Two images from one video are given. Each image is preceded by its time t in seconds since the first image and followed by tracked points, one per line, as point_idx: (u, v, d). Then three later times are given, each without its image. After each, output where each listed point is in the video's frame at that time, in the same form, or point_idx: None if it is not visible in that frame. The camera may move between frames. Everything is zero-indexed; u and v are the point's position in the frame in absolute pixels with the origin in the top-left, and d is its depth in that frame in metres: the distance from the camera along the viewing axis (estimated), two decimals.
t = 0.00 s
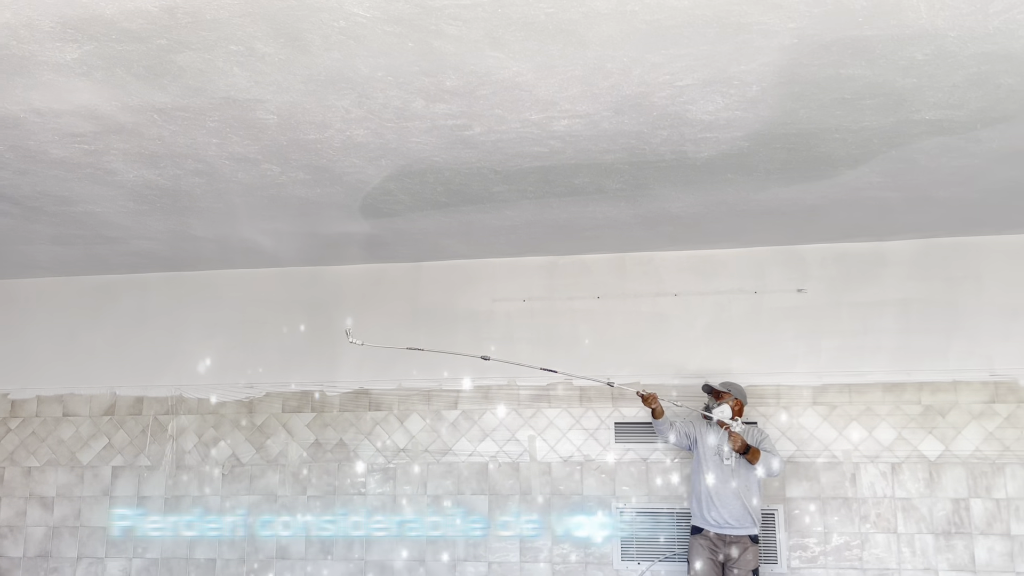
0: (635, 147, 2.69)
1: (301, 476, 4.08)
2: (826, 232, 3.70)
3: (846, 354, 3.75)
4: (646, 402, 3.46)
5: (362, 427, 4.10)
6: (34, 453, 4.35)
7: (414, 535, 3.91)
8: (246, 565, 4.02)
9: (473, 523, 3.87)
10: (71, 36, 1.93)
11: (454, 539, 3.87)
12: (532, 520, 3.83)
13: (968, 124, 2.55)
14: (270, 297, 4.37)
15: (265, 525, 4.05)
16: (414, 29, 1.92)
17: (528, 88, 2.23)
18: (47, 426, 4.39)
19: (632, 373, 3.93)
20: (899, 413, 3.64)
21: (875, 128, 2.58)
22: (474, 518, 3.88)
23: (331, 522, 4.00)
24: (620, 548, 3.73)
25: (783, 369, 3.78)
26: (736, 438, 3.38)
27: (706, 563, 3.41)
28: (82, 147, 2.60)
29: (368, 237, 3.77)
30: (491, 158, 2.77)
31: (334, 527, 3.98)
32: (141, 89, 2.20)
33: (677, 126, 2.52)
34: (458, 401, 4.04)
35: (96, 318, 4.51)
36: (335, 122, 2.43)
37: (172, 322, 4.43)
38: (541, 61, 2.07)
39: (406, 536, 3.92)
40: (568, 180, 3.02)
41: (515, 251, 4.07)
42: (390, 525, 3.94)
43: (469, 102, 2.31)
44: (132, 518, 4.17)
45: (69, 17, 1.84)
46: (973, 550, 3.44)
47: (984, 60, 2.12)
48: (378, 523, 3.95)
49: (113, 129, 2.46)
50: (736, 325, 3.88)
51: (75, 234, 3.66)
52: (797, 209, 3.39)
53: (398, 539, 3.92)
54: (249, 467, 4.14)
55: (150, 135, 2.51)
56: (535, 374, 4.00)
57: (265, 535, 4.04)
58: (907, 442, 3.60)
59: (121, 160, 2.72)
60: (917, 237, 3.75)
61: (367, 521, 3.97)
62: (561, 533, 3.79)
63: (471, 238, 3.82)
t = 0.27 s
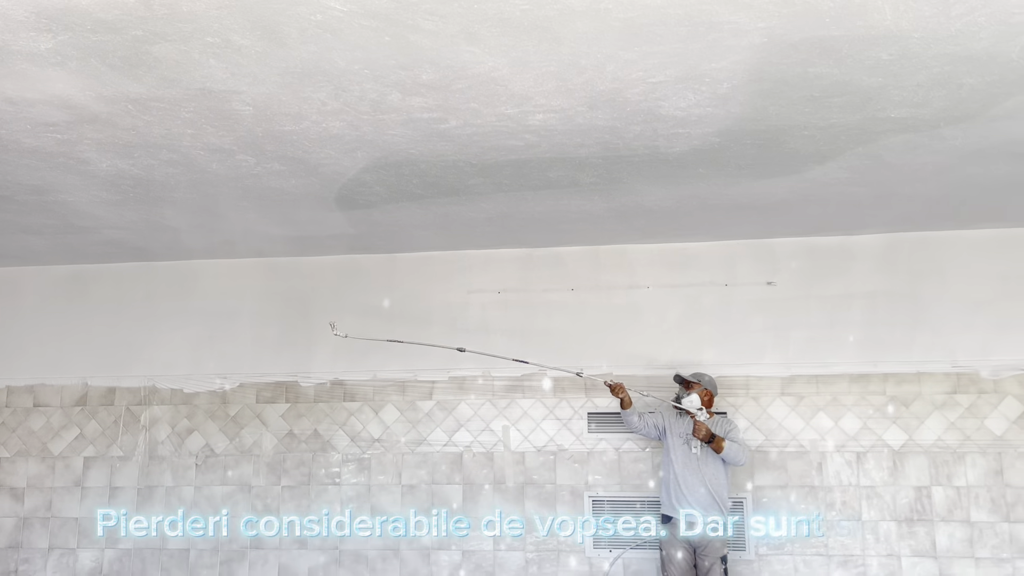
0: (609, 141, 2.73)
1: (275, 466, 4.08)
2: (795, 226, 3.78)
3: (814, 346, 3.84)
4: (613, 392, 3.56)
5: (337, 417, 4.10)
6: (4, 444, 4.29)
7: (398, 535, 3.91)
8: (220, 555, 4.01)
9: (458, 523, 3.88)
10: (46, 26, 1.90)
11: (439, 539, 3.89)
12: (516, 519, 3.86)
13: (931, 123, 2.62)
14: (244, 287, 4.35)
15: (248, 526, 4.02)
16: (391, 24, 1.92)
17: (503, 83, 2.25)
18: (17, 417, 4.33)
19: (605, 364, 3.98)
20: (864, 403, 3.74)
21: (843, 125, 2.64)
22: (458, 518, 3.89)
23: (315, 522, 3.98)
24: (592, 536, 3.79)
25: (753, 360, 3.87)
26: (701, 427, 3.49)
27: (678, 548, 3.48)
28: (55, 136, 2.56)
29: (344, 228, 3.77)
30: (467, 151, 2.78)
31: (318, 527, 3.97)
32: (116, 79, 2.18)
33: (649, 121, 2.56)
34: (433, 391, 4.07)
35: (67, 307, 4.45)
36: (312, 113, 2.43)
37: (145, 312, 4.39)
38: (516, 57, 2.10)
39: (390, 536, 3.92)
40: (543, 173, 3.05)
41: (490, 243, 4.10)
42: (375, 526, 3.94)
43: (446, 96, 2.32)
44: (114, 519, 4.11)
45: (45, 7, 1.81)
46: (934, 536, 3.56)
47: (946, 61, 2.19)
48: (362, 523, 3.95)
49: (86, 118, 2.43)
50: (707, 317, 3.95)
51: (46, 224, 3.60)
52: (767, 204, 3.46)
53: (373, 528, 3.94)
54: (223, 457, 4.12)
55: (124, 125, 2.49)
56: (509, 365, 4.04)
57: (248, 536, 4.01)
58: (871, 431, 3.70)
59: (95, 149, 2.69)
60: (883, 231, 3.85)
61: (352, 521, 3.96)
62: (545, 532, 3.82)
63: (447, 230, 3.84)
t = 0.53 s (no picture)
0: (584, 133, 2.77)
1: (252, 454, 4.09)
2: (766, 217, 3.87)
3: (784, 334, 3.94)
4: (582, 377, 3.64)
5: (314, 405, 4.12)
6: None
7: (383, 534, 3.94)
8: (198, 541, 4.02)
9: (442, 523, 3.92)
10: (24, 15, 1.90)
11: (424, 539, 3.92)
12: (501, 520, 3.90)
13: (897, 117, 2.70)
14: (221, 275, 4.34)
15: (233, 526, 4.02)
16: (370, 17, 1.94)
17: (480, 76, 2.28)
18: None
19: (580, 352, 4.04)
20: (832, 389, 3.85)
21: (811, 119, 2.71)
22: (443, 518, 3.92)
23: (300, 522, 3.99)
24: (567, 521, 3.86)
25: (724, 348, 3.96)
26: (663, 413, 3.55)
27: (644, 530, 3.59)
28: (32, 125, 2.54)
29: (322, 217, 3.77)
30: (444, 142, 2.81)
31: (302, 527, 3.98)
32: (94, 69, 2.17)
33: (623, 114, 2.61)
34: (410, 379, 4.10)
35: (41, 294, 4.40)
36: (290, 104, 2.44)
37: (121, 299, 4.36)
38: (493, 50, 2.13)
39: (374, 536, 3.94)
40: (520, 164, 3.08)
41: (467, 232, 4.13)
42: (359, 526, 3.96)
43: (423, 87, 2.35)
44: (99, 519, 4.08)
45: None
46: (898, 519, 3.68)
47: (909, 58, 2.26)
48: (346, 523, 3.96)
49: (64, 107, 2.42)
50: (681, 306, 4.03)
51: (20, 211, 3.57)
52: (739, 195, 3.53)
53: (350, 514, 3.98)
54: (200, 444, 4.12)
55: (102, 114, 2.48)
56: (486, 353, 4.08)
57: (233, 536, 4.01)
58: (839, 417, 3.81)
59: (72, 138, 2.67)
60: (851, 222, 3.95)
61: (336, 521, 3.98)
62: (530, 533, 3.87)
63: (424, 219, 3.86)
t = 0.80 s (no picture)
0: (562, 125, 2.81)
1: (233, 441, 4.11)
2: (740, 208, 3.95)
3: (757, 322, 4.03)
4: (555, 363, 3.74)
5: (294, 392, 4.15)
6: None
7: (367, 534, 3.97)
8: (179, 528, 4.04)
9: (427, 523, 3.96)
10: (6, 7, 1.90)
11: (408, 538, 3.95)
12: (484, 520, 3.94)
13: (865, 112, 2.78)
14: (200, 263, 4.33)
15: (217, 526, 4.02)
16: (351, 12, 1.97)
17: (460, 69, 2.31)
18: None
19: (558, 340, 4.11)
20: (803, 376, 3.95)
21: (783, 113, 2.78)
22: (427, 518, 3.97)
23: (284, 522, 4.00)
24: (545, 505, 3.93)
25: (698, 336, 4.04)
26: (634, 399, 3.64)
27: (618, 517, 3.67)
28: (11, 114, 2.54)
29: (301, 206, 3.79)
30: (424, 133, 2.83)
31: (286, 527, 3.99)
32: (75, 60, 2.17)
33: (601, 107, 2.66)
34: (390, 366, 4.14)
35: (19, 282, 4.37)
36: (271, 95, 2.45)
37: (99, 287, 4.34)
38: (473, 44, 2.16)
39: (357, 536, 3.98)
40: (499, 155, 3.12)
41: (447, 221, 4.17)
42: (343, 526, 3.99)
43: (404, 80, 2.37)
44: (83, 519, 4.07)
45: None
46: (867, 501, 3.79)
47: (876, 55, 2.33)
48: (330, 523, 3.98)
49: (44, 97, 2.42)
50: (657, 295, 4.11)
51: None
52: (714, 186, 3.61)
53: (331, 500, 4.02)
54: (180, 432, 4.13)
55: (82, 104, 2.48)
56: (465, 341, 4.13)
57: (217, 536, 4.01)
58: (809, 402, 3.92)
59: (52, 128, 2.67)
60: (822, 213, 4.04)
61: (320, 521, 4.00)
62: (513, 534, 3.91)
63: (404, 208, 3.89)
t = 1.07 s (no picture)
0: (545, 116, 2.84)
1: (215, 429, 4.11)
2: (719, 197, 4.01)
3: (735, 310, 4.11)
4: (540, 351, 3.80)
5: (277, 381, 4.16)
6: None
7: (366, 535, 3.98)
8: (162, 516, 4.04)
9: (426, 523, 3.98)
10: None
11: (407, 538, 3.97)
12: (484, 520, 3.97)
13: (842, 104, 2.84)
14: (182, 251, 4.31)
15: (216, 526, 4.01)
16: (337, 3, 1.99)
17: (445, 61, 2.33)
18: None
19: (540, 328, 4.15)
20: (780, 362, 4.04)
21: (761, 105, 2.83)
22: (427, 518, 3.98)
23: (283, 522, 4.00)
24: (527, 491, 3.99)
25: (678, 324, 4.11)
26: (618, 387, 3.67)
27: (604, 504, 3.74)
28: None
29: (283, 194, 3.78)
30: (408, 123, 2.85)
31: (285, 527, 3.99)
32: (59, 49, 2.18)
33: (583, 98, 2.69)
34: (373, 354, 4.17)
35: None
36: (256, 86, 2.46)
37: (78, 275, 4.31)
38: (457, 37, 2.18)
39: (356, 536, 3.99)
40: (482, 145, 3.14)
41: (429, 210, 4.18)
42: (343, 526, 4.00)
43: (389, 71, 2.38)
44: (82, 519, 4.04)
45: None
46: (841, 485, 3.89)
47: (852, 49, 2.38)
48: (330, 523, 3.99)
49: (26, 86, 2.41)
50: (637, 283, 4.16)
51: None
52: (694, 176, 3.66)
53: (314, 488, 4.04)
54: (162, 421, 4.13)
55: (64, 93, 2.47)
56: (448, 329, 4.17)
57: (216, 536, 4.00)
58: (786, 388, 4.01)
59: (33, 116, 2.66)
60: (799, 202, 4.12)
61: (319, 521, 4.01)
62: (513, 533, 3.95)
63: (386, 197, 3.90)
